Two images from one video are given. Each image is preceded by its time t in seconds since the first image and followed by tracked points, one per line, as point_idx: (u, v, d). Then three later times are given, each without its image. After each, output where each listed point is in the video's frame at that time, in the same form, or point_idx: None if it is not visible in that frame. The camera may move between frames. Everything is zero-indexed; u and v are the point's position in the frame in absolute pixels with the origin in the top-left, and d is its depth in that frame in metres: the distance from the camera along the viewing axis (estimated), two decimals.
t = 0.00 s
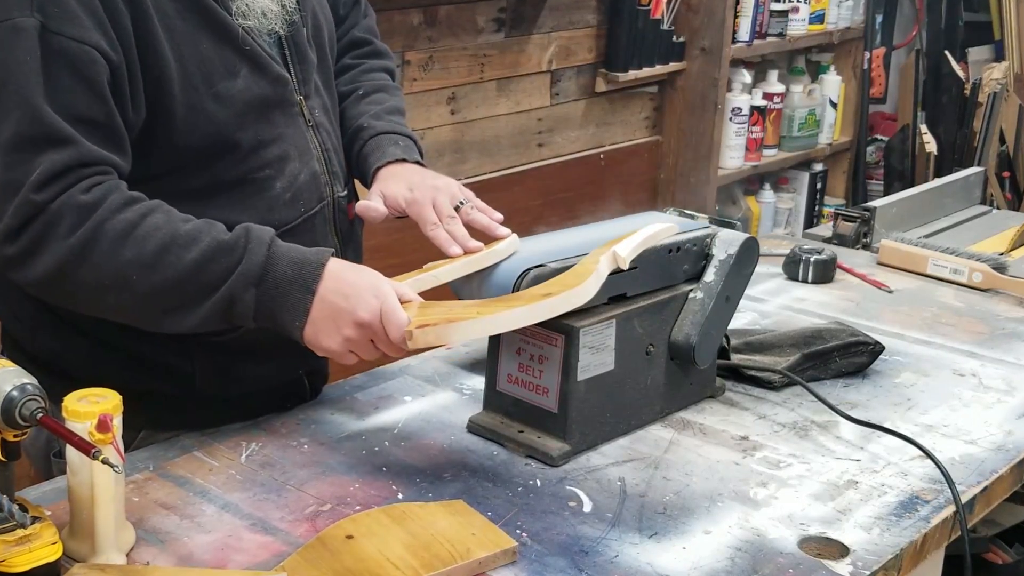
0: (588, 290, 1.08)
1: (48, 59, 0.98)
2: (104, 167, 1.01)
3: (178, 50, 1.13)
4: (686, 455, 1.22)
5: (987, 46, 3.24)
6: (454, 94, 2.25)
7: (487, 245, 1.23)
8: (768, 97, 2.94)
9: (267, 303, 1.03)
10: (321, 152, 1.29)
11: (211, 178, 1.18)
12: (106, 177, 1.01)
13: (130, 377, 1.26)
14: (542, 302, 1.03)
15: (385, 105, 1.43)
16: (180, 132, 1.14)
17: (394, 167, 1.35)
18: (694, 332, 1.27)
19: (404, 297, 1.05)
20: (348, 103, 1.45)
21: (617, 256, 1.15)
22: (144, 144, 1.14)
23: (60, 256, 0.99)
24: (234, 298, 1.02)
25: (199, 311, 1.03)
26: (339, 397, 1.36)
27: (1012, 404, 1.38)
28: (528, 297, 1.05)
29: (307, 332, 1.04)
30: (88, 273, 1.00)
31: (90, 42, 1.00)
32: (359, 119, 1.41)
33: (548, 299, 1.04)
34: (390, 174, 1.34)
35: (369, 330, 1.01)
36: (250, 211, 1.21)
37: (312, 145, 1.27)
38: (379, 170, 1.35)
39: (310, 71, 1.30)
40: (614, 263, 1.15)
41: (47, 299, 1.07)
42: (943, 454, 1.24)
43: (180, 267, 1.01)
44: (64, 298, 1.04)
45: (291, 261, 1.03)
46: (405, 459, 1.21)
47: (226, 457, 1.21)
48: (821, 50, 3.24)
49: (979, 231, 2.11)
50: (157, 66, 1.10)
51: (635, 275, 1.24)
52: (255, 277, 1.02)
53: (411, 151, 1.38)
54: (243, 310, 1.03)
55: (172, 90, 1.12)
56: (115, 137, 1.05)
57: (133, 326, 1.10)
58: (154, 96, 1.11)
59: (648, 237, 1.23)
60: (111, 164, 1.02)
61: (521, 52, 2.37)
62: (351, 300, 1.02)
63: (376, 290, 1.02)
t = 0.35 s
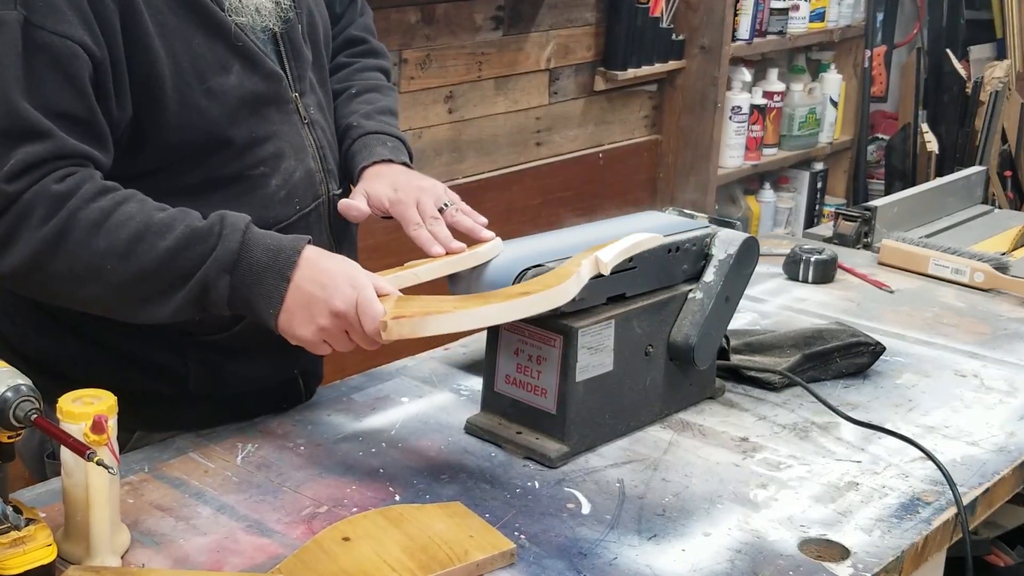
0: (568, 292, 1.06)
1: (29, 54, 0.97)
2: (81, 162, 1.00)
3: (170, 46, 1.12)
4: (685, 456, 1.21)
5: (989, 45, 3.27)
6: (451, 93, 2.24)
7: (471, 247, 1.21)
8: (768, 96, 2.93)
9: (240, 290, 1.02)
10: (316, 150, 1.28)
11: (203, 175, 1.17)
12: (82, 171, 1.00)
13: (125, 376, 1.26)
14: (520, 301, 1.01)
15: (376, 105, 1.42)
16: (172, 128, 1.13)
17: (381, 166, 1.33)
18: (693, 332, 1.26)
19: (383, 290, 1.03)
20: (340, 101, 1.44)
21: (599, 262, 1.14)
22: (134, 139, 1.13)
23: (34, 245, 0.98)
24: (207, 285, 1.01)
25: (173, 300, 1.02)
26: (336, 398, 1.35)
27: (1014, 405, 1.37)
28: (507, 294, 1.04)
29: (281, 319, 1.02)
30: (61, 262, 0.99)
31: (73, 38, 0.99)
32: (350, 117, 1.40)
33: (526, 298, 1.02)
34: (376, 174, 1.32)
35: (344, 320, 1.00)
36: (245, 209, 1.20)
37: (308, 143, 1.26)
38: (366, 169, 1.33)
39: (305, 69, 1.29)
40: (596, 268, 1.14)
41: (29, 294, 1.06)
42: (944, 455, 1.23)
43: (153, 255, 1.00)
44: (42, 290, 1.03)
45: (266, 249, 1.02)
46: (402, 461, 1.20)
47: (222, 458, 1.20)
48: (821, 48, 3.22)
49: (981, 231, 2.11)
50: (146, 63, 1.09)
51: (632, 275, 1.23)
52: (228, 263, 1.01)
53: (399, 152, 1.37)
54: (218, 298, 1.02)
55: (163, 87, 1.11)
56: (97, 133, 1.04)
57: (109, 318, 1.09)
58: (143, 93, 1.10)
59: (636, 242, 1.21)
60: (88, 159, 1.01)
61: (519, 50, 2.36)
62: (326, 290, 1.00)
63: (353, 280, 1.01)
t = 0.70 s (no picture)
0: (550, 281, 1.03)
1: (11, 50, 0.96)
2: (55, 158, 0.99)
3: (161, 43, 1.11)
4: (684, 458, 1.21)
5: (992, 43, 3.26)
6: (449, 91, 2.23)
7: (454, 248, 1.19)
8: (768, 95, 2.92)
9: (215, 279, 1.01)
10: (311, 147, 1.27)
11: (195, 173, 1.17)
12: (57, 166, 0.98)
13: (118, 374, 1.25)
14: (497, 289, 0.98)
15: (368, 104, 1.40)
16: (163, 124, 1.12)
17: (369, 165, 1.32)
18: (693, 333, 1.26)
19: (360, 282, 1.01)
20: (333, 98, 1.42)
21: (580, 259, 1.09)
22: (123, 137, 1.12)
23: (7, 238, 0.97)
24: (181, 274, 1.00)
25: (147, 291, 1.01)
26: (332, 399, 1.34)
27: (1016, 406, 1.36)
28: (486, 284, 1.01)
29: (256, 309, 1.01)
30: (36, 255, 0.98)
31: (55, 35, 0.98)
32: (343, 116, 1.38)
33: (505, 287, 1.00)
34: (362, 174, 1.31)
35: (319, 310, 0.98)
36: (239, 207, 1.19)
37: (303, 140, 1.25)
38: (354, 168, 1.32)
39: (300, 66, 1.28)
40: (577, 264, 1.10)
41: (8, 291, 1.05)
42: (946, 456, 1.22)
43: (128, 247, 0.99)
44: (19, 286, 1.02)
45: (241, 237, 1.01)
46: (399, 462, 1.19)
47: (217, 460, 1.19)
48: (821, 46, 3.21)
49: (982, 231, 2.10)
50: (135, 60, 1.09)
51: (631, 275, 1.22)
52: (203, 252, 1.00)
53: (387, 152, 1.35)
54: (192, 287, 1.02)
55: (154, 84, 1.10)
56: (79, 131, 1.03)
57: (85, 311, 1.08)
58: (131, 90, 1.09)
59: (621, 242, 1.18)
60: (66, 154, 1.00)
61: (518, 48, 2.35)
62: (302, 280, 0.99)
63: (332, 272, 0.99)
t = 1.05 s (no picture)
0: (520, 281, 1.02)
1: None
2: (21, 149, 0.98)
3: (148, 42, 1.11)
4: (683, 459, 1.20)
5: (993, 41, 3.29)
6: (446, 89, 2.23)
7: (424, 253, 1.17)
8: (768, 93, 2.91)
9: (178, 264, 0.99)
10: (303, 147, 1.26)
11: (184, 172, 1.16)
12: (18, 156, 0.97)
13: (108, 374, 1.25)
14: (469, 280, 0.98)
15: (357, 104, 1.38)
16: (150, 122, 1.12)
17: (347, 167, 1.29)
18: (692, 334, 1.25)
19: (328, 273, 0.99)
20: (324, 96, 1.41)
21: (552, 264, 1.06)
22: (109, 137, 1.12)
23: None
24: (144, 258, 0.99)
25: (112, 277, 1.00)
26: (329, 399, 1.33)
27: (1018, 407, 1.35)
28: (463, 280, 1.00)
29: (217, 293, 0.99)
30: None
31: (31, 30, 0.97)
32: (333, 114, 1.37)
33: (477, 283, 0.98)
34: (341, 174, 1.28)
35: (285, 299, 0.97)
36: (231, 206, 1.19)
37: (294, 140, 1.25)
38: (332, 169, 1.29)
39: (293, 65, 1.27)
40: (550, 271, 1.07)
41: None
42: (948, 458, 1.21)
43: (89, 233, 0.98)
44: None
45: (205, 221, 1.00)
46: (396, 464, 1.18)
47: (213, 461, 1.18)
48: (822, 44, 3.20)
49: (983, 231, 2.09)
50: (120, 58, 1.08)
51: (629, 275, 1.21)
52: (165, 235, 0.99)
53: (370, 154, 1.32)
54: (156, 272, 1.00)
55: (141, 83, 1.10)
56: (52, 126, 1.02)
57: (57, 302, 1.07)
58: (118, 88, 1.09)
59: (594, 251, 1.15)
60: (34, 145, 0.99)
61: (516, 46, 2.34)
62: (270, 268, 0.97)
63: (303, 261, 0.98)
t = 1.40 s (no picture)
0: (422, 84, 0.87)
1: None
2: None
3: (127, 41, 1.10)
4: (683, 460, 1.19)
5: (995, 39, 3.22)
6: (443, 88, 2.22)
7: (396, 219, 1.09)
8: (769, 92, 2.90)
9: (115, 238, 0.93)
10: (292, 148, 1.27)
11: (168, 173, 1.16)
12: None
13: (90, 371, 1.23)
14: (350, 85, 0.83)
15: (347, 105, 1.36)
16: (125, 122, 1.11)
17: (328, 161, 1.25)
18: (692, 334, 1.23)
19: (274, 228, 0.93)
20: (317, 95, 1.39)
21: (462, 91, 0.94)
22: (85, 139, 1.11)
23: None
24: (81, 234, 0.94)
25: (50, 257, 0.96)
26: (325, 400, 1.32)
27: (1020, 408, 1.34)
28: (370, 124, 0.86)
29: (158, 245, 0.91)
30: None
31: None
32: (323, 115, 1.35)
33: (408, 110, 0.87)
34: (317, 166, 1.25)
35: (216, 238, 0.88)
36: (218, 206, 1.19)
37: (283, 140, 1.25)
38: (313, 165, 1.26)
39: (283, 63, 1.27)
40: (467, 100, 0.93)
41: None
42: (949, 459, 1.20)
43: (23, 211, 0.94)
44: None
45: (131, 183, 0.92)
46: (394, 465, 1.17)
47: (208, 463, 1.17)
48: (823, 42, 3.19)
49: (984, 230, 2.08)
50: (94, 58, 1.07)
51: (628, 275, 1.20)
52: (96, 208, 0.93)
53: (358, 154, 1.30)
54: (96, 248, 0.95)
55: (118, 82, 1.09)
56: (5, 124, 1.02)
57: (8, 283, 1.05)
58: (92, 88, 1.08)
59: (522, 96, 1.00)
60: None
61: (514, 44, 2.33)
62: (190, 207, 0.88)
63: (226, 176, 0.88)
